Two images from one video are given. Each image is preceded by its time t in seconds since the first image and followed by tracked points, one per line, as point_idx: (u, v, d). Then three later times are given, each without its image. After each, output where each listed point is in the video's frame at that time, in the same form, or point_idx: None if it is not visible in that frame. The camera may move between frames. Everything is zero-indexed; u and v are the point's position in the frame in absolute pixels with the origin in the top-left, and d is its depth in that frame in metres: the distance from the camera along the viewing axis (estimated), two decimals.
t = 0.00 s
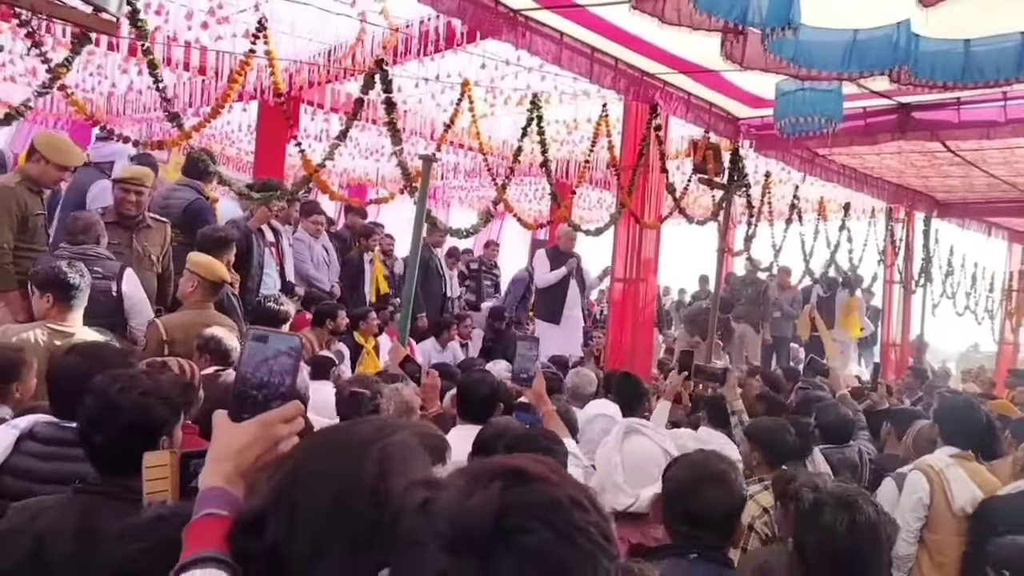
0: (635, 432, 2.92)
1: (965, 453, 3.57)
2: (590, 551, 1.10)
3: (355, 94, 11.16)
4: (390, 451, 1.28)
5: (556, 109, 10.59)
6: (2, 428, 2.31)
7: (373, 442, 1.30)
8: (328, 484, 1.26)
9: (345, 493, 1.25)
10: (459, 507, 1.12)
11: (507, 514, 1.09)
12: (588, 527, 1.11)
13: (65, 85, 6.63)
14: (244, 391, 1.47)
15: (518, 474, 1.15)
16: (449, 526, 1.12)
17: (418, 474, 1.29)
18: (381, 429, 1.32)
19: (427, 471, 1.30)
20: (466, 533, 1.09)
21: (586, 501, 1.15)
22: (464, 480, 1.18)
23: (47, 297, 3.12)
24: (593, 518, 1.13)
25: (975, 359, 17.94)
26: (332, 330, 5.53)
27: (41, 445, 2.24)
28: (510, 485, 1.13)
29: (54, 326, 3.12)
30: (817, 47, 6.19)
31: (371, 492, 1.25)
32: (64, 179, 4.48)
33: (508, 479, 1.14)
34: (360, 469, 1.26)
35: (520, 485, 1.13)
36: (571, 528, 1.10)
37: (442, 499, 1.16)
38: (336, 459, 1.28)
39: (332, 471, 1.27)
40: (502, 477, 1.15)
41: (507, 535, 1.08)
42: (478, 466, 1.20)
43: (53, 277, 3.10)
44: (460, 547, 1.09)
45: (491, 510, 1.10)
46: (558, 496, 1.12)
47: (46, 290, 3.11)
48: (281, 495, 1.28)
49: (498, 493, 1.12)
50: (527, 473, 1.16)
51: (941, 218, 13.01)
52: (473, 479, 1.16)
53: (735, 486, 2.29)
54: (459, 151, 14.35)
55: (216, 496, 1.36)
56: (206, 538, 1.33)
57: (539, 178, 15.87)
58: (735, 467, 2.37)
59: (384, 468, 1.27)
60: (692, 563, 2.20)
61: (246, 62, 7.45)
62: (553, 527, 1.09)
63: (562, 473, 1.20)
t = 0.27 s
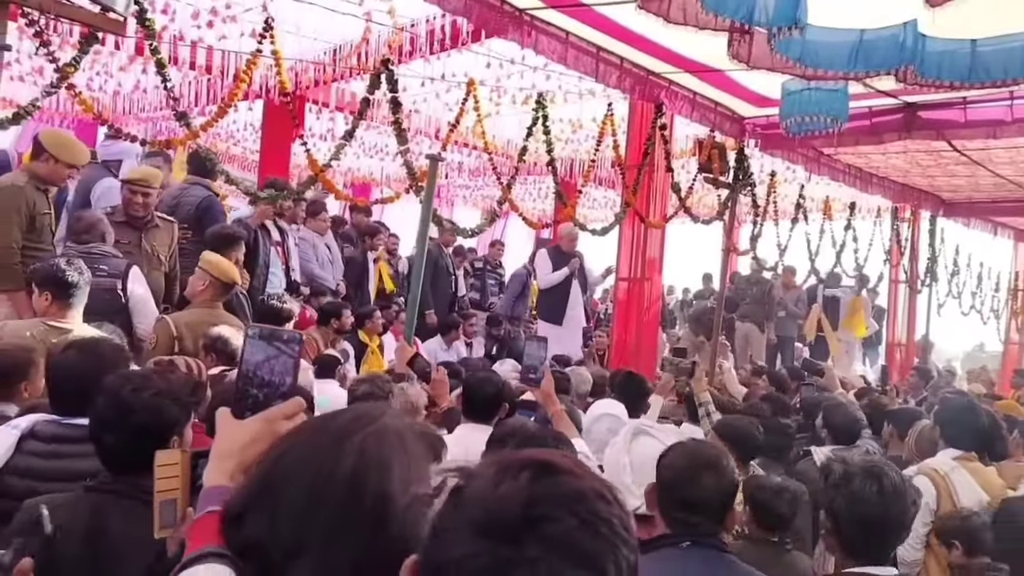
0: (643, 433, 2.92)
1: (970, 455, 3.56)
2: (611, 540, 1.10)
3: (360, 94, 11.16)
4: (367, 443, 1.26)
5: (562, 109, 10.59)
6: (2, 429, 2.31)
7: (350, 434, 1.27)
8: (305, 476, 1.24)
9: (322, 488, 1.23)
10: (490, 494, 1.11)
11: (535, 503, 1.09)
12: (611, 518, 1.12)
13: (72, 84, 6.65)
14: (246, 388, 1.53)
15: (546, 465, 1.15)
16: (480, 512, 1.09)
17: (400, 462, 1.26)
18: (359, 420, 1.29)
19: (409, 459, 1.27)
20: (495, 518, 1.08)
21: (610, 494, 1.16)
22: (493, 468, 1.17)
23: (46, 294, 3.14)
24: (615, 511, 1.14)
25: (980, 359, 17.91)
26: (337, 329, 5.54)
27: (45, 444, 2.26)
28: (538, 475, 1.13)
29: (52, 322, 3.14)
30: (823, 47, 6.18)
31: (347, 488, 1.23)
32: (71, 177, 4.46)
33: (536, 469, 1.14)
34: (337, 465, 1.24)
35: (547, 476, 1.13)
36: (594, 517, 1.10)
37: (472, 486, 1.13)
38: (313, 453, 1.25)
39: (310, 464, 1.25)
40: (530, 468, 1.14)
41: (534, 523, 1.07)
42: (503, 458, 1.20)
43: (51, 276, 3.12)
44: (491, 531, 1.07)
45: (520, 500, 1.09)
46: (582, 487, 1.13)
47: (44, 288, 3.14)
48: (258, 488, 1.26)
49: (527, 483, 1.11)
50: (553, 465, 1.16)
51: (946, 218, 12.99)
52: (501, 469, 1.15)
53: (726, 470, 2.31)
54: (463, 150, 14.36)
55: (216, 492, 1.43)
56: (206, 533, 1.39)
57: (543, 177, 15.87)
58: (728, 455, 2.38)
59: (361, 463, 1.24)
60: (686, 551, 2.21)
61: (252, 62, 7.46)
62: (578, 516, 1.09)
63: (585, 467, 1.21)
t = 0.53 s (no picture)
0: (647, 433, 2.90)
1: (976, 457, 3.53)
2: (622, 552, 1.10)
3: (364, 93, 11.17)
4: (354, 441, 1.16)
5: (565, 108, 10.58)
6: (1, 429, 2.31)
7: (334, 431, 1.17)
8: (289, 479, 1.14)
9: (306, 492, 1.13)
10: (498, 506, 1.10)
11: (545, 515, 1.08)
12: (622, 528, 1.11)
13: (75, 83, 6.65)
14: (241, 386, 1.54)
15: (554, 476, 1.15)
16: (490, 525, 1.08)
17: (389, 461, 1.16)
18: (343, 418, 1.19)
19: (398, 457, 1.17)
20: (506, 531, 1.07)
21: (619, 504, 1.15)
22: (501, 479, 1.16)
23: (42, 295, 3.14)
24: (626, 522, 1.14)
25: (984, 360, 17.87)
26: (340, 328, 5.54)
27: (45, 444, 2.26)
28: (547, 486, 1.12)
29: (49, 323, 3.13)
30: (827, 45, 6.16)
31: (334, 491, 1.12)
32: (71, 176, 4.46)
33: (545, 480, 1.14)
34: (323, 466, 1.13)
35: (556, 486, 1.12)
36: (605, 527, 1.10)
37: (480, 498, 1.12)
38: (296, 454, 1.15)
39: (294, 467, 1.14)
40: (539, 478, 1.14)
41: (544, 534, 1.06)
42: (511, 468, 1.19)
43: (47, 275, 3.12)
44: (501, 545, 1.06)
45: (530, 512, 1.08)
46: (592, 498, 1.12)
47: (41, 289, 3.14)
48: (239, 494, 1.16)
49: (537, 494, 1.11)
50: (562, 476, 1.15)
51: (951, 217, 12.95)
52: (509, 479, 1.15)
53: (718, 458, 2.31)
54: (467, 149, 14.36)
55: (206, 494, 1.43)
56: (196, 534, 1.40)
57: (547, 176, 15.86)
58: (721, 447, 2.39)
59: (347, 462, 1.14)
60: (676, 545, 2.19)
61: (255, 60, 7.45)
62: (588, 526, 1.09)
63: (593, 476, 1.20)
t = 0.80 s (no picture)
0: (646, 427, 2.88)
1: (971, 452, 3.52)
2: (647, 546, 1.08)
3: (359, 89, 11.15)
4: (326, 433, 1.13)
5: (561, 105, 10.56)
6: None
7: (309, 421, 1.15)
8: (264, 474, 1.13)
9: (283, 487, 1.11)
10: (518, 500, 1.08)
11: (567, 508, 1.06)
12: (647, 521, 1.09)
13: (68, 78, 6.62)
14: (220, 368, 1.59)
15: (575, 468, 1.13)
16: (510, 520, 1.06)
17: (367, 449, 1.14)
18: (314, 406, 1.16)
19: (378, 442, 1.15)
20: (529, 525, 1.05)
21: (642, 496, 1.13)
22: (519, 473, 1.14)
23: (35, 290, 3.12)
24: (650, 514, 1.12)
25: (978, 359, 17.91)
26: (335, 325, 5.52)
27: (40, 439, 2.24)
28: (568, 479, 1.10)
29: (42, 318, 3.10)
30: (824, 41, 6.15)
31: (309, 486, 1.11)
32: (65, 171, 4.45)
33: (566, 472, 1.12)
34: (296, 461, 1.12)
35: (577, 479, 1.10)
36: (629, 520, 1.08)
37: (498, 493, 1.11)
38: (270, 449, 1.13)
39: (268, 461, 1.13)
40: (561, 471, 1.12)
41: (567, 528, 1.04)
42: (529, 461, 1.17)
43: (39, 271, 3.09)
44: (522, 541, 1.04)
45: (552, 505, 1.06)
46: (616, 490, 1.10)
47: (33, 285, 3.11)
48: (217, 490, 1.15)
49: (558, 487, 1.09)
50: (583, 468, 1.13)
51: (945, 216, 12.96)
52: (528, 472, 1.13)
53: (735, 458, 2.30)
54: (462, 146, 14.34)
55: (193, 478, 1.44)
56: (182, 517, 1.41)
57: (543, 174, 15.84)
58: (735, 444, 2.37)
59: (321, 455, 1.12)
60: (695, 545, 2.17)
61: (249, 55, 7.41)
62: (611, 519, 1.07)
63: (613, 468, 1.18)
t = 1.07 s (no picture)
0: (635, 421, 2.88)
1: (958, 443, 3.55)
2: (629, 541, 1.08)
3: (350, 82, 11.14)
4: (304, 415, 1.16)
5: (552, 99, 10.57)
6: None
7: (286, 405, 1.17)
8: (246, 461, 1.14)
9: (268, 471, 1.13)
10: (499, 496, 1.10)
11: (547, 503, 1.07)
12: (629, 518, 1.10)
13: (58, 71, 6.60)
14: (199, 355, 1.61)
15: (558, 463, 1.13)
16: (492, 516, 1.09)
17: (346, 427, 1.17)
18: (288, 390, 1.18)
19: (355, 421, 1.19)
20: (509, 522, 1.07)
21: (625, 490, 1.14)
22: (500, 467, 1.16)
23: (31, 283, 3.10)
24: (633, 510, 1.12)
25: (968, 352, 18.01)
26: (326, 319, 5.52)
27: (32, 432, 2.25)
28: (549, 474, 1.11)
29: (38, 312, 3.10)
30: (814, 36, 6.17)
31: (294, 468, 1.13)
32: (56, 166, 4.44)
33: (547, 467, 1.13)
34: (279, 444, 1.14)
35: (558, 474, 1.11)
36: (611, 517, 1.08)
37: (479, 489, 1.13)
38: (248, 435, 1.15)
39: (249, 448, 1.14)
40: (541, 465, 1.13)
41: (547, 525, 1.06)
42: (512, 455, 1.18)
43: (36, 264, 3.09)
44: (503, 537, 1.07)
45: (532, 500, 1.08)
46: (597, 486, 1.11)
47: (28, 278, 3.10)
48: (196, 478, 1.16)
49: (539, 482, 1.10)
50: (566, 463, 1.14)
51: (935, 210, 13.02)
52: (509, 466, 1.14)
53: (763, 459, 2.33)
54: (454, 140, 14.34)
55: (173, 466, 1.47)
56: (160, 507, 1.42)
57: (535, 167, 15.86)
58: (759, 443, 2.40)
59: (302, 436, 1.15)
60: (728, 539, 2.20)
61: (240, 47, 7.40)
62: (592, 515, 1.07)
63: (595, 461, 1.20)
